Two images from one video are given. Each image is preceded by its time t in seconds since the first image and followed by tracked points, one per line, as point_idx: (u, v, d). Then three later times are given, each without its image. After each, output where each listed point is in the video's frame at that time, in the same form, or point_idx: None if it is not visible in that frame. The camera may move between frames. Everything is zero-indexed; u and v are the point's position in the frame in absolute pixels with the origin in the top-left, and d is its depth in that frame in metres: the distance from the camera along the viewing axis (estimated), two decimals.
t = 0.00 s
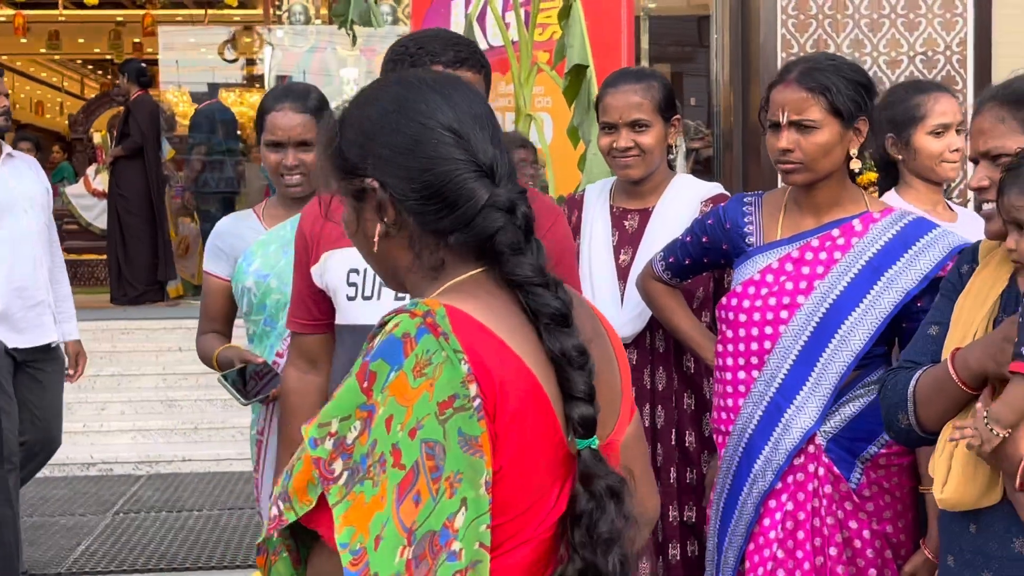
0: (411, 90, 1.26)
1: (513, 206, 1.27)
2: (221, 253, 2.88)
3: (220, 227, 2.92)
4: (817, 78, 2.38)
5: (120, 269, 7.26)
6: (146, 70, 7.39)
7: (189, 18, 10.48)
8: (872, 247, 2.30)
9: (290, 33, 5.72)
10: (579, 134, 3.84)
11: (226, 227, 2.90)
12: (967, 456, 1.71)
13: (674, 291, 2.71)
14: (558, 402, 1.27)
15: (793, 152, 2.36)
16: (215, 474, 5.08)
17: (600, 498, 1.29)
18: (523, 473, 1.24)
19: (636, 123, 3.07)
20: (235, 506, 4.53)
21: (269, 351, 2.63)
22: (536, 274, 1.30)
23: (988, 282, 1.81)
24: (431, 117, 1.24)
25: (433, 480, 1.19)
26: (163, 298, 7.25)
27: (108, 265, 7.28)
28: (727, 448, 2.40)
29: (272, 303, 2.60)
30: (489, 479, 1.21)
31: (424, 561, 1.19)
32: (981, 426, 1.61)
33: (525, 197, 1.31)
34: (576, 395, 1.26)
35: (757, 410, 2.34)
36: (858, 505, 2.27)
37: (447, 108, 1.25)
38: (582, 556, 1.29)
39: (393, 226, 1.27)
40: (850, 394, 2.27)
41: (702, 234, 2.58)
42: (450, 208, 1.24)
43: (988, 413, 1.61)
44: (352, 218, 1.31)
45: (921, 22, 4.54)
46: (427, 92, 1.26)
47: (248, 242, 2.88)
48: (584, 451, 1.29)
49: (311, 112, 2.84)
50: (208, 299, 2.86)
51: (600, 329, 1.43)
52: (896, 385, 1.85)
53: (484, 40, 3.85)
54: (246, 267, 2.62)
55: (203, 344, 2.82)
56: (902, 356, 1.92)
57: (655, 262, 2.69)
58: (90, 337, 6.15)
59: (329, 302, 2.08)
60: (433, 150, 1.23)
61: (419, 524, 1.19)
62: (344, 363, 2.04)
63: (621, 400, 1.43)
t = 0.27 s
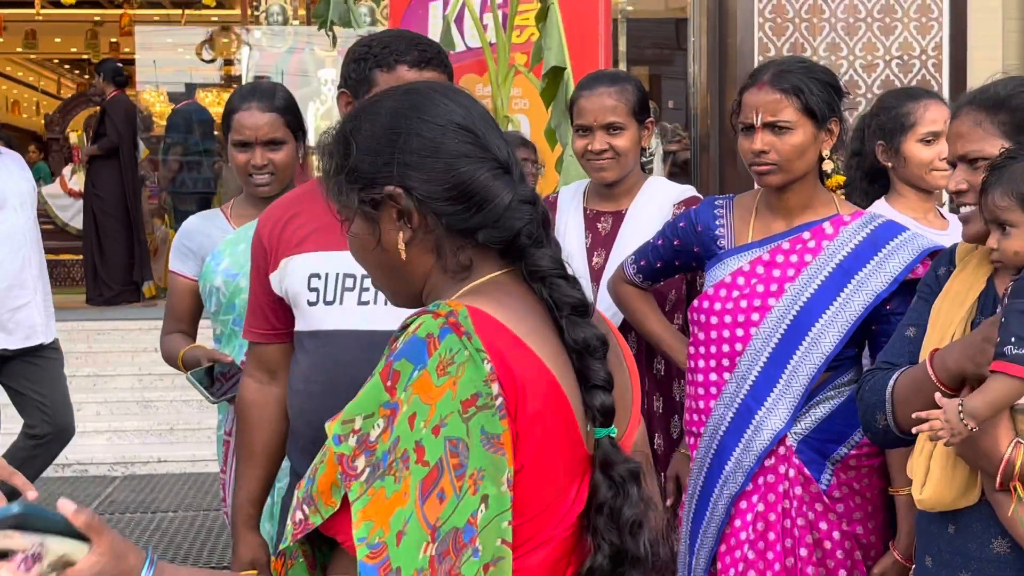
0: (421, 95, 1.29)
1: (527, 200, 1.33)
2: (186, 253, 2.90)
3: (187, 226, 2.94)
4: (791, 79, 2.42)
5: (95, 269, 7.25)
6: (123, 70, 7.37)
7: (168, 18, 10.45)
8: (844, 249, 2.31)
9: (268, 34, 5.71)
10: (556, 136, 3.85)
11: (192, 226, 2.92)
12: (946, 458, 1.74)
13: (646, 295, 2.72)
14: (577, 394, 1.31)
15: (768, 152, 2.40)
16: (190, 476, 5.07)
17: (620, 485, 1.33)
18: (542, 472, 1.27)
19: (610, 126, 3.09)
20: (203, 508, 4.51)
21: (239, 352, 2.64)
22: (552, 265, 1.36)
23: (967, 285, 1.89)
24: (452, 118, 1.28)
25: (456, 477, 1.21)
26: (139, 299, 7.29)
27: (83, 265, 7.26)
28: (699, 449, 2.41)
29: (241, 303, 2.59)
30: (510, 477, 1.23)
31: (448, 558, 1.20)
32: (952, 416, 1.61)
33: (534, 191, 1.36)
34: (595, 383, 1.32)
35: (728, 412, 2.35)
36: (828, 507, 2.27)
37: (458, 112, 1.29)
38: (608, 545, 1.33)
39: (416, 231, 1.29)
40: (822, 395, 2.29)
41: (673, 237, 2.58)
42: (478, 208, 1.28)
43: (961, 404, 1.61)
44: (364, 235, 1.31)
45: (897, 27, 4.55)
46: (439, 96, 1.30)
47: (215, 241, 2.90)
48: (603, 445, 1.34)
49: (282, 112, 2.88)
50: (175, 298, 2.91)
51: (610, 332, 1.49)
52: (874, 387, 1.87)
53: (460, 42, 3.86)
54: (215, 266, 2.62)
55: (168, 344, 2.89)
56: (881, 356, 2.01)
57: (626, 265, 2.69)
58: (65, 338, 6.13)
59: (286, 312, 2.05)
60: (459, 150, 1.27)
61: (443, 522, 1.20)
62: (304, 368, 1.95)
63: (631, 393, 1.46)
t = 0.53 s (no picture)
0: (420, 92, 1.23)
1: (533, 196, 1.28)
2: (151, 251, 2.94)
3: (153, 225, 2.98)
4: (761, 81, 2.45)
5: (69, 269, 7.26)
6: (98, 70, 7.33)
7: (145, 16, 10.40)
8: (811, 251, 2.33)
9: (246, 34, 5.68)
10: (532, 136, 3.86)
11: (159, 224, 2.96)
12: (926, 459, 1.76)
13: (616, 296, 2.72)
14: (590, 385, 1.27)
15: (740, 154, 2.41)
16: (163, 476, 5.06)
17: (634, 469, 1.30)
18: (560, 455, 1.21)
19: (583, 128, 3.11)
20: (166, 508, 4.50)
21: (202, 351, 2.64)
22: (560, 263, 1.32)
23: (942, 289, 1.94)
24: (457, 115, 1.22)
25: (484, 458, 1.14)
26: (112, 298, 7.34)
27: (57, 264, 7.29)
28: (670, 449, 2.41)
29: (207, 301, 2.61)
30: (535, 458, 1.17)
31: (474, 537, 1.13)
32: (940, 416, 1.62)
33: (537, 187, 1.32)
34: (606, 373, 1.29)
35: (699, 413, 2.36)
36: (798, 507, 2.28)
37: (460, 106, 1.24)
38: (630, 526, 1.28)
39: (425, 228, 1.23)
40: (791, 396, 2.31)
41: (644, 239, 2.59)
42: (489, 204, 1.23)
43: (949, 403, 1.62)
44: (367, 233, 1.24)
45: (871, 31, 4.55)
46: (439, 93, 1.24)
47: (181, 240, 2.94)
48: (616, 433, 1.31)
49: (249, 112, 3.00)
50: (138, 298, 2.93)
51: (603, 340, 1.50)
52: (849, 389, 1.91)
53: (436, 43, 3.86)
54: (180, 265, 2.64)
55: (131, 343, 2.90)
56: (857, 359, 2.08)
57: (597, 267, 2.69)
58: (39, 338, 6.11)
59: (245, 315, 2.05)
60: (467, 147, 1.22)
61: (471, 500, 1.13)
62: (267, 369, 1.93)
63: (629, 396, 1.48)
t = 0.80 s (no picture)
0: (423, 88, 1.24)
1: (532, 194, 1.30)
2: (122, 250, 2.95)
3: (126, 224, 2.99)
4: (736, 83, 2.47)
5: (47, 268, 7.22)
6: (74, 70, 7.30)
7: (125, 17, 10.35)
8: (785, 251, 2.34)
9: (225, 34, 5.66)
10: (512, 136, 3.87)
11: (132, 223, 2.97)
12: (910, 459, 1.82)
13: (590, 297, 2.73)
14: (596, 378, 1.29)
15: (717, 155, 2.43)
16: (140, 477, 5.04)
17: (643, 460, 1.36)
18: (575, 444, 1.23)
19: (559, 129, 3.13)
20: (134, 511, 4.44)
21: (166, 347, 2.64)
22: (560, 259, 1.33)
23: (921, 288, 2.01)
24: (459, 112, 1.23)
25: (511, 444, 1.16)
26: (91, 298, 7.23)
27: (35, 264, 7.25)
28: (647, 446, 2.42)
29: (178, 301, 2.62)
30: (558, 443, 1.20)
31: (504, 522, 1.16)
32: (931, 416, 1.64)
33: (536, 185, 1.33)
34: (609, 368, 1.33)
35: (671, 414, 2.37)
36: (771, 506, 2.30)
37: (460, 102, 1.25)
38: (645, 511, 1.34)
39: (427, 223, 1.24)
40: (765, 395, 2.33)
41: (619, 241, 2.59)
42: (490, 201, 1.24)
43: (938, 402, 1.64)
44: (368, 227, 1.24)
45: (849, 33, 4.49)
46: (442, 88, 1.25)
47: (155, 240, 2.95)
48: (624, 425, 1.37)
49: (226, 110, 3.03)
50: (109, 298, 2.92)
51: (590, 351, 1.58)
52: (829, 391, 1.99)
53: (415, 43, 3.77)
54: (152, 264, 2.65)
55: (101, 344, 2.91)
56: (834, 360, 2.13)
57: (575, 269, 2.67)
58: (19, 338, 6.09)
59: (214, 315, 2.04)
60: (470, 144, 1.23)
61: (500, 486, 1.16)
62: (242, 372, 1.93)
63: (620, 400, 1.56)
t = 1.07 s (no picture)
0: (430, 82, 1.21)
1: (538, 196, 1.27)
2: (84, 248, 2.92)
3: (88, 222, 2.97)
4: (706, 83, 2.49)
5: (16, 269, 7.16)
6: (45, 70, 7.24)
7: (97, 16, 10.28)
8: (750, 250, 2.38)
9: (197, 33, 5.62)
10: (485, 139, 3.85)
11: (94, 222, 2.95)
12: (891, 460, 1.86)
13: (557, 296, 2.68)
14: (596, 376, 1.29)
15: (688, 157, 2.45)
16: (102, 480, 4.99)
17: (642, 458, 1.41)
18: (593, 435, 1.23)
19: (530, 130, 3.11)
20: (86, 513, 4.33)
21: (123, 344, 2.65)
22: (563, 262, 1.31)
23: (894, 289, 2.02)
24: (467, 109, 1.21)
25: (540, 437, 1.16)
26: (59, 300, 7.18)
27: (2, 264, 7.19)
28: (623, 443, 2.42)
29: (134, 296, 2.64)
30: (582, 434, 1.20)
31: (538, 515, 1.16)
32: (916, 413, 1.64)
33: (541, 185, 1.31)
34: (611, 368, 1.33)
35: (637, 412, 2.38)
36: (738, 504, 2.32)
37: (467, 99, 1.22)
38: (645, 506, 1.40)
39: (431, 220, 1.22)
40: (731, 394, 2.35)
41: (585, 242, 2.63)
42: (493, 201, 1.22)
43: (922, 401, 1.64)
44: (370, 220, 1.23)
45: (819, 37, 4.36)
46: (450, 84, 1.22)
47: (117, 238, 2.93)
48: (625, 424, 1.41)
49: (191, 107, 3.00)
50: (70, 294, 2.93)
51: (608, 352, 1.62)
52: (802, 392, 2.01)
53: (388, 44, 3.84)
54: (114, 262, 2.71)
55: (61, 344, 2.89)
56: (805, 361, 2.14)
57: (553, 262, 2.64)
58: None
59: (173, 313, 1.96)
60: (475, 143, 1.21)
61: (533, 480, 1.15)
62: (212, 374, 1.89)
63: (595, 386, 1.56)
